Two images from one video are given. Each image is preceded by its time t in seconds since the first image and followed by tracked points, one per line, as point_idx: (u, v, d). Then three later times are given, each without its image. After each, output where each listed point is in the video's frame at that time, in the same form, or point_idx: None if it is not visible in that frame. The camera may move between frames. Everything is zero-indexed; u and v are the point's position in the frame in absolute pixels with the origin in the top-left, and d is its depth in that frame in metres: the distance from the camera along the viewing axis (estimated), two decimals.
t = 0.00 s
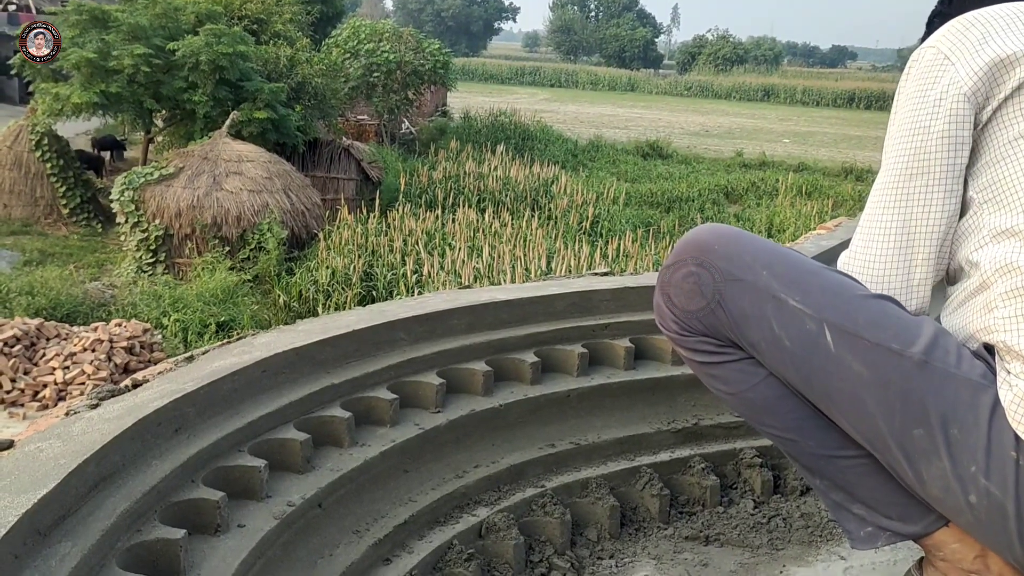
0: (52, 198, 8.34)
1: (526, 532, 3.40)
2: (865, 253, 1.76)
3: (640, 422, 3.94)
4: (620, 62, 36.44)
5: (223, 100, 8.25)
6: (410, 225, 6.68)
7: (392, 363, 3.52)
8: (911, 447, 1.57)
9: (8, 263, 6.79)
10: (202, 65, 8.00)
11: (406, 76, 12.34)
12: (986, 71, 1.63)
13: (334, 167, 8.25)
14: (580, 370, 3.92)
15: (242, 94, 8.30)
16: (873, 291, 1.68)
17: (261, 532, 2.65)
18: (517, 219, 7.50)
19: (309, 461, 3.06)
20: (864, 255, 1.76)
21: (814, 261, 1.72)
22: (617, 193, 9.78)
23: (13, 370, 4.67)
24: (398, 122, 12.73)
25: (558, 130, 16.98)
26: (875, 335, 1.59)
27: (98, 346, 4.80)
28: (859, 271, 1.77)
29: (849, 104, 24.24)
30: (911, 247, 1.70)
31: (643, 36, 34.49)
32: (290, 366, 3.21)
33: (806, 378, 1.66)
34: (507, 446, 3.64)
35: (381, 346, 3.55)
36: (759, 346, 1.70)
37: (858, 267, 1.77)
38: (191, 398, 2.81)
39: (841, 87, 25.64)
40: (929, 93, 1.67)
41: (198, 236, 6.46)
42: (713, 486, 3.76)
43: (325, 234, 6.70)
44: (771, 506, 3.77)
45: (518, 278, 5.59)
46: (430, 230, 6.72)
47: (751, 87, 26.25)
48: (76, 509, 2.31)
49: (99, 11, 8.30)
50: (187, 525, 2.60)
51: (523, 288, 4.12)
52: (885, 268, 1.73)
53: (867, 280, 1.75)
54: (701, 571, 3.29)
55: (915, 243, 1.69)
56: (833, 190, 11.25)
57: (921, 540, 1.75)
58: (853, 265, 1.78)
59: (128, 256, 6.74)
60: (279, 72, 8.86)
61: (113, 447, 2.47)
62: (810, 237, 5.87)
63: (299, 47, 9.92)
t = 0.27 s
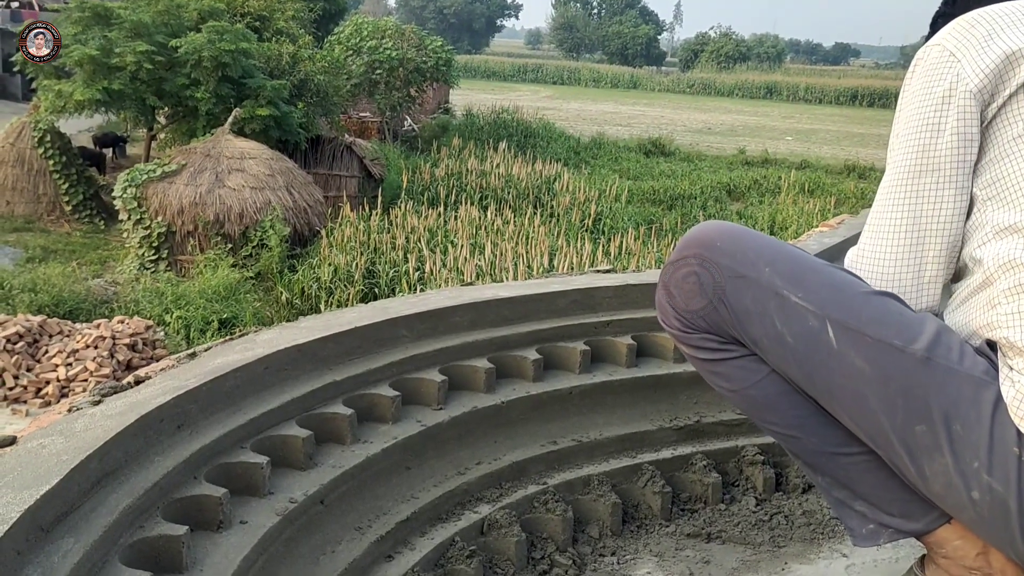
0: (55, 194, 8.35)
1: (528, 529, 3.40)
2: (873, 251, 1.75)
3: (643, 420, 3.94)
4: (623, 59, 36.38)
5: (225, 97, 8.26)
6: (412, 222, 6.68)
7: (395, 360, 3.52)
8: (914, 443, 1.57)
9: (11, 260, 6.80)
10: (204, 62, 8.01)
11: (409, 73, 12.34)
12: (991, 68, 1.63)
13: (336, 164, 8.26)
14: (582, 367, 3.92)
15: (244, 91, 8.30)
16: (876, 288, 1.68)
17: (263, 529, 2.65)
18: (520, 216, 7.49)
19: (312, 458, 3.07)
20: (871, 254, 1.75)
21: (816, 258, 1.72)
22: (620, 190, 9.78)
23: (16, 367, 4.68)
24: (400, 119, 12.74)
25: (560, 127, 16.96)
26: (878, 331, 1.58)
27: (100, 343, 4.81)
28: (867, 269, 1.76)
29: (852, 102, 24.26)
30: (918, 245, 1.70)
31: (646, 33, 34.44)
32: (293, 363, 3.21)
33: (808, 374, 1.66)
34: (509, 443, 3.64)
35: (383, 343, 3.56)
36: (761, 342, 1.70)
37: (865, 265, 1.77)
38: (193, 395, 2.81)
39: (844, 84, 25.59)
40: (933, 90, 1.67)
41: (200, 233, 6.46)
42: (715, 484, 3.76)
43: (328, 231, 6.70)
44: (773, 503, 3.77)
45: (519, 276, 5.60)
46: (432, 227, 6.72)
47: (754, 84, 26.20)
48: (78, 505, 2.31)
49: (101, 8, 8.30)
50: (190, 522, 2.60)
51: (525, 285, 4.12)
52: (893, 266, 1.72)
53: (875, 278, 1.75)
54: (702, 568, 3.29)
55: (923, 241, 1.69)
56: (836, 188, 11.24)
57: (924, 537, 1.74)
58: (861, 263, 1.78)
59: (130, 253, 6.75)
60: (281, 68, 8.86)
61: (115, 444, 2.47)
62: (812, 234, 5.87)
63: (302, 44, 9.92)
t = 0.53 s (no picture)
0: (58, 191, 8.35)
1: (530, 525, 3.41)
2: (871, 249, 1.74)
3: (645, 417, 3.94)
4: (625, 56, 36.30)
5: (228, 95, 8.27)
6: (415, 220, 6.68)
7: (397, 357, 3.52)
8: (916, 439, 1.57)
9: (15, 256, 6.81)
10: (207, 59, 8.01)
11: (411, 70, 12.33)
12: (993, 67, 1.62)
13: (339, 162, 8.28)
14: (584, 365, 3.92)
15: (247, 88, 8.30)
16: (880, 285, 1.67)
17: (266, 526, 2.65)
18: (522, 214, 7.49)
19: (314, 455, 3.07)
20: (869, 251, 1.75)
21: (820, 255, 1.71)
22: (622, 188, 9.78)
23: (18, 364, 4.69)
24: (403, 116, 12.73)
25: (563, 124, 16.94)
26: (880, 328, 1.58)
27: (103, 339, 4.81)
28: (866, 266, 1.76)
29: (855, 100, 23.93)
30: (918, 243, 1.69)
31: (649, 31, 34.36)
32: (296, 360, 3.22)
33: (811, 371, 1.65)
34: (512, 440, 3.64)
35: (386, 340, 3.56)
36: (764, 338, 1.69)
37: (863, 263, 1.76)
38: (196, 391, 2.81)
39: (847, 81, 25.54)
40: (935, 89, 1.67)
41: (203, 230, 6.47)
42: (718, 481, 3.76)
43: (330, 228, 6.70)
44: (776, 501, 3.77)
45: (522, 274, 5.61)
46: (434, 224, 6.72)
47: (757, 82, 26.13)
48: (81, 502, 2.31)
49: (104, 5, 8.30)
50: (192, 519, 2.60)
51: (528, 282, 4.12)
52: (892, 264, 1.72)
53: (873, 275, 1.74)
54: (705, 566, 3.29)
55: (922, 239, 1.69)
56: (839, 185, 11.23)
57: (927, 534, 1.74)
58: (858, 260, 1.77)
59: (133, 250, 6.75)
60: (284, 66, 8.86)
61: (118, 440, 2.47)
62: (815, 232, 5.87)
63: (304, 42, 9.91)
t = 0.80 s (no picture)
0: (60, 189, 8.35)
1: (534, 523, 3.41)
2: (876, 246, 1.74)
3: (648, 414, 3.94)
4: (627, 53, 36.22)
5: (230, 92, 8.26)
6: (417, 217, 6.69)
7: (400, 354, 3.52)
8: (919, 437, 1.56)
9: (17, 254, 6.81)
10: (209, 56, 8.01)
11: (413, 67, 12.33)
12: (998, 62, 1.62)
13: (341, 159, 8.26)
14: (588, 362, 3.91)
15: (249, 86, 8.31)
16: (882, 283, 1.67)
17: (269, 523, 2.65)
18: (524, 211, 7.49)
19: (317, 452, 3.07)
20: (876, 248, 1.74)
21: (823, 253, 1.71)
22: (624, 185, 9.77)
23: (21, 361, 4.70)
24: (405, 114, 12.72)
25: (565, 122, 16.93)
26: (883, 325, 1.58)
27: (105, 337, 4.81)
28: (871, 263, 1.75)
29: (857, 97, 23.76)
30: (925, 239, 1.69)
31: (651, 28, 34.31)
32: (299, 357, 3.22)
33: (813, 369, 1.65)
34: (515, 437, 3.64)
35: (389, 338, 3.55)
36: (767, 336, 1.69)
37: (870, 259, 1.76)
38: (199, 389, 2.81)
39: (849, 78, 25.49)
40: (939, 85, 1.67)
41: (205, 228, 6.47)
42: (721, 479, 3.76)
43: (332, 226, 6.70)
44: (779, 498, 3.77)
45: (525, 271, 5.60)
46: (436, 222, 6.72)
47: (759, 79, 26.07)
48: (85, 499, 2.31)
49: (106, 2, 8.29)
50: (196, 516, 2.60)
51: (531, 280, 4.11)
52: (899, 261, 1.71)
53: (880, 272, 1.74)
54: (708, 563, 3.29)
55: (929, 235, 1.68)
56: (841, 182, 11.22)
57: (930, 531, 1.74)
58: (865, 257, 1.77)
59: (135, 247, 6.75)
60: (286, 63, 8.86)
61: (122, 437, 2.47)
62: (818, 229, 5.86)
63: (307, 39, 9.91)
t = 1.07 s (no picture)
0: (63, 187, 8.34)
1: (536, 520, 3.41)
2: (880, 247, 1.74)
3: (651, 412, 3.94)
4: (630, 51, 36.17)
5: (232, 90, 8.27)
6: (419, 215, 6.69)
7: (403, 351, 3.52)
8: (924, 434, 1.56)
9: (20, 252, 6.81)
10: (211, 55, 8.01)
11: (416, 65, 12.33)
12: (999, 62, 1.62)
13: (343, 157, 8.25)
14: (590, 359, 3.92)
15: (251, 84, 8.30)
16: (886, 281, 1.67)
17: (273, 520, 2.65)
18: (527, 209, 7.49)
19: (321, 450, 3.07)
20: (881, 249, 1.74)
21: (826, 250, 1.71)
22: (626, 182, 9.77)
23: (24, 359, 4.70)
24: (407, 111, 12.73)
25: (567, 119, 16.93)
26: (886, 323, 1.58)
27: (108, 334, 4.81)
28: (874, 264, 1.75)
29: (859, 94, 23.60)
30: (928, 238, 1.69)
31: (653, 25, 34.28)
32: (302, 355, 3.22)
33: (816, 366, 1.65)
34: (518, 435, 3.65)
35: (392, 335, 3.56)
36: (770, 333, 1.69)
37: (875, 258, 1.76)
38: (202, 386, 2.81)
39: (852, 74, 25.45)
40: (939, 85, 1.67)
41: (208, 226, 6.47)
42: (724, 476, 3.76)
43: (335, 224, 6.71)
44: (782, 495, 3.78)
45: (527, 268, 5.61)
46: (439, 219, 6.72)
47: (762, 76, 26.03)
48: (89, 496, 2.31)
49: None
50: (199, 513, 2.61)
51: (534, 277, 4.11)
52: (904, 260, 1.71)
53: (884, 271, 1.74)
54: (711, 560, 3.30)
55: (932, 235, 1.68)
56: (844, 180, 11.21)
57: (934, 529, 1.74)
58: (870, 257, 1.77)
59: (138, 245, 6.76)
60: (288, 61, 8.87)
61: (125, 435, 2.48)
62: (820, 226, 5.86)
63: (309, 37, 9.91)
